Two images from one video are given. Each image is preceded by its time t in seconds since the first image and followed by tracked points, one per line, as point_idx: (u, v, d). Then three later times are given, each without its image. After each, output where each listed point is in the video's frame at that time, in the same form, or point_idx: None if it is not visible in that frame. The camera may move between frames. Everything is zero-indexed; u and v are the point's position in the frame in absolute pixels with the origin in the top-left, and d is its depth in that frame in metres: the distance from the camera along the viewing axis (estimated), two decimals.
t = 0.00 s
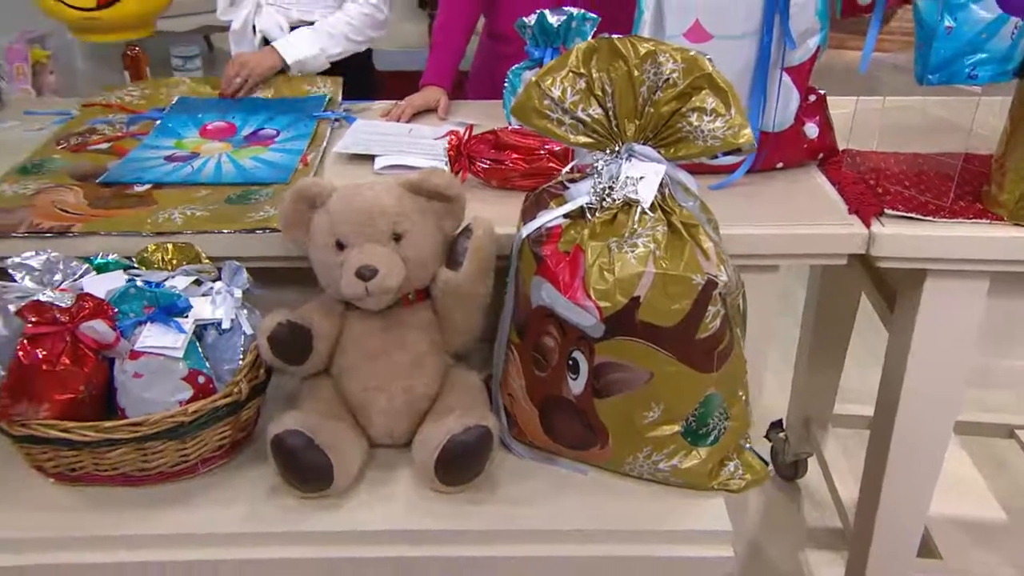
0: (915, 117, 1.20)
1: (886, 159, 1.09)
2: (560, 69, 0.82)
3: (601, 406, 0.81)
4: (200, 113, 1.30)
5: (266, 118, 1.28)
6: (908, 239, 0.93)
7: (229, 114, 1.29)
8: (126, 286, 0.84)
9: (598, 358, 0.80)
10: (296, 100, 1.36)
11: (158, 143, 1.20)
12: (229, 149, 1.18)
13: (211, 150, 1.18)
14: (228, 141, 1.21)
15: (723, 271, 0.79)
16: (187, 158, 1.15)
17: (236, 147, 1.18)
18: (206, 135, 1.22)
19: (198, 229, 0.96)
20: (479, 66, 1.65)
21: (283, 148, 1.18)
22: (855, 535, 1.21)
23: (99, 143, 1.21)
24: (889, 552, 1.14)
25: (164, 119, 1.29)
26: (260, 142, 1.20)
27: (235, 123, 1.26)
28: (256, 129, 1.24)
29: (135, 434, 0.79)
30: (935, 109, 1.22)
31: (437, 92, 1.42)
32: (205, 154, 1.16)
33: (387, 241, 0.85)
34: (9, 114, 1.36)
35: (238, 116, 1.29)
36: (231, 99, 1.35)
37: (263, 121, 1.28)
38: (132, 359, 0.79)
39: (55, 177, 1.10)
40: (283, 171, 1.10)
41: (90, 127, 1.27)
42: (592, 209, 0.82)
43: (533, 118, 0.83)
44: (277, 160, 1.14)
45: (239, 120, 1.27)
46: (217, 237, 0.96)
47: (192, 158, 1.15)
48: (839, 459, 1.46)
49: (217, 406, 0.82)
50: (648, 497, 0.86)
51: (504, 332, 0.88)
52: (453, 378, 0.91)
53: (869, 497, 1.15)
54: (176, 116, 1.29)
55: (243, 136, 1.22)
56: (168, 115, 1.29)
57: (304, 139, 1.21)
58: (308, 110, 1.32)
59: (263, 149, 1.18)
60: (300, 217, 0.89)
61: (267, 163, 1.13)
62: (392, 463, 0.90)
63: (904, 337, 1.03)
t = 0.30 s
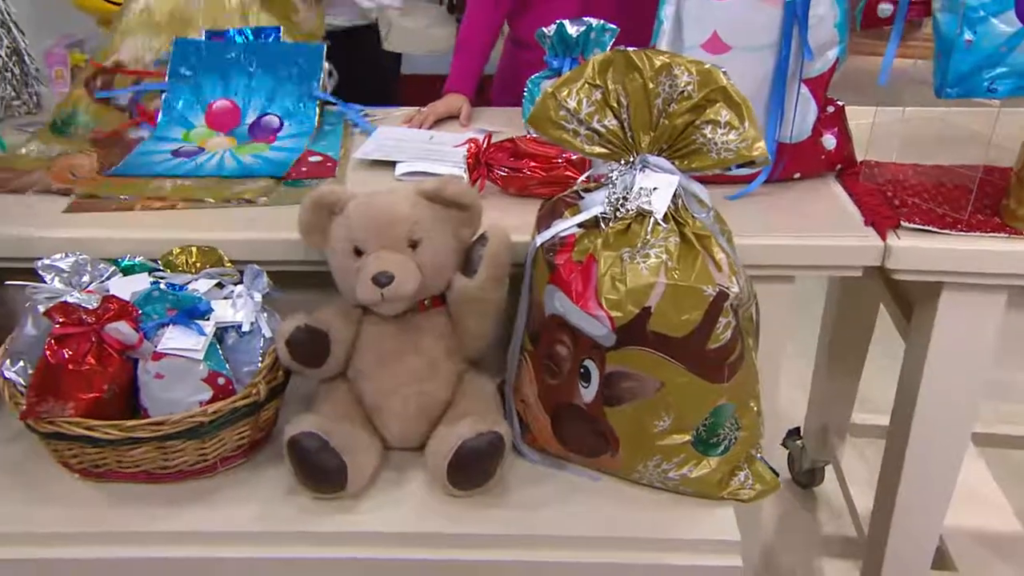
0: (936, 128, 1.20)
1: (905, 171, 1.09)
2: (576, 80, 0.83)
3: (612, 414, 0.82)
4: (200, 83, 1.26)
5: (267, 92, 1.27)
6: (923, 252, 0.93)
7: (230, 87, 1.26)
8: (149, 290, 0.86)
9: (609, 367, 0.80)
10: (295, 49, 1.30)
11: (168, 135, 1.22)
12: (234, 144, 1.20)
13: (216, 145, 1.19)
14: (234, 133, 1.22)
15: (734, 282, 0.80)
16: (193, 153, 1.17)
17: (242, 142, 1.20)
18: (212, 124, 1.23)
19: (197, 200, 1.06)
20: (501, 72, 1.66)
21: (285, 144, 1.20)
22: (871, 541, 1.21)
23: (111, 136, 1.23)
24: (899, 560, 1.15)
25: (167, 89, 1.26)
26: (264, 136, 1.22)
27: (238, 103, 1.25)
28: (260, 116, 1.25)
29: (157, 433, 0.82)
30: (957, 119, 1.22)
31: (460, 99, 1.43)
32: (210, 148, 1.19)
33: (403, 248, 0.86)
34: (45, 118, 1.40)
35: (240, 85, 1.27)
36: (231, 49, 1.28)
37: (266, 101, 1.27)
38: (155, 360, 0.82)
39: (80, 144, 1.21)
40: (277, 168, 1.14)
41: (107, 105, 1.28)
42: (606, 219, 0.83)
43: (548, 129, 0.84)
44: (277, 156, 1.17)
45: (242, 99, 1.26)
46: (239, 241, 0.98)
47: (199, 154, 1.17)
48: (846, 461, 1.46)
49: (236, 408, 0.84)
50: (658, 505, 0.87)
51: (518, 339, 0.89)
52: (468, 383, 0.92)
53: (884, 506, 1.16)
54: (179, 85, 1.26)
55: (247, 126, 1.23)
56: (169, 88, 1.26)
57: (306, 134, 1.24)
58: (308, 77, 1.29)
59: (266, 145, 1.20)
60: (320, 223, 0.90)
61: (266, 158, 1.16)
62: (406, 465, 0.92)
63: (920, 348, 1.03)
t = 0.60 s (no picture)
0: (940, 137, 1.19)
1: (906, 181, 1.08)
2: (571, 90, 0.83)
3: (605, 424, 0.82)
4: (184, 60, 1.24)
5: (251, 69, 1.24)
6: (922, 263, 0.93)
7: (214, 65, 1.24)
8: (148, 293, 0.86)
9: (601, 377, 0.80)
10: (281, 23, 1.25)
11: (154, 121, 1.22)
12: (221, 134, 1.20)
13: (201, 137, 1.20)
14: (219, 119, 1.21)
15: (727, 294, 0.79)
16: (179, 149, 1.18)
17: (227, 133, 1.20)
18: (198, 108, 1.22)
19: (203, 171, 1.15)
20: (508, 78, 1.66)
21: (265, 137, 1.20)
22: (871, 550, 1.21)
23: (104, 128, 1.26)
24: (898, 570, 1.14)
25: (150, 65, 1.23)
26: (247, 126, 1.21)
27: (223, 81, 1.23)
28: (244, 97, 1.23)
29: (153, 438, 0.82)
30: (961, 129, 1.21)
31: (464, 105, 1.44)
32: (194, 143, 1.19)
33: (399, 256, 0.87)
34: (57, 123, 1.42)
35: (223, 61, 1.24)
36: (214, 18, 1.23)
37: (250, 80, 1.24)
38: (151, 365, 0.82)
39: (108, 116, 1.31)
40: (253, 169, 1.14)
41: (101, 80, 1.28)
42: (600, 229, 0.83)
43: (544, 138, 0.84)
44: (255, 155, 1.17)
45: (226, 78, 1.24)
46: (238, 247, 0.98)
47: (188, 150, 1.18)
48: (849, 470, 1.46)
49: (231, 413, 0.85)
50: (651, 516, 0.86)
51: (513, 348, 0.90)
52: (462, 391, 0.92)
53: (883, 515, 1.15)
54: (162, 62, 1.24)
55: (230, 110, 1.22)
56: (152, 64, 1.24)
57: (287, 121, 1.22)
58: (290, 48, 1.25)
59: (247, 138, 1.19)
60: (317, 230, 0.91)
61: (244, 158, 1.16)
62: (401, 472, 0.92)
63: (920, 358, 1.02)
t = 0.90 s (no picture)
0: (929, 145, 1.19)
1: (893, 188, 1.08)
2: (551, 95, 0.83)
3: (581, 431, 0.82)
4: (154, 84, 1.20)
5: (219, 87, 1.19)
6: (904, 271, 0.92)
7: (184, 86, 1.20)
8: (127, 297, 0.87)
9: (577, 384, 0.80)
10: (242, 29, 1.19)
11: (129, 148, 1.20)
12: (197, 162, 1.18)
13: (178, 167, 1.17)
14: (194, 146, 1.19)
15: (704, 302, 0.79)
16: (154, 177, 1.15)
17: (203, 160, 1.18)
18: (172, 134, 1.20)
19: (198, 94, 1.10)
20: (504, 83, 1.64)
21: (246, 165, 1.17)
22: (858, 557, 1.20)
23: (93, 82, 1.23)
24: None
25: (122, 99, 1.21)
26: (225, 152, 1.19)
27: (193, 101, 1.19)
28: (215, 114, 1.19)
29: (129, 441, 0.82)
30: (951, 136, 1.21)
31: (455, 109, 1.44)
32: (172, 172, 1.16)
33: (377, 260, 0.87)
34: (53, 125, 1.43)
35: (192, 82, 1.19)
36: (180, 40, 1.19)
37: (220, 95, 1.19)
38: (128, 369, 0.82)
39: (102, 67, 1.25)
40: (236, 196, 1.10)
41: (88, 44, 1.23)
42: (579, 235, 0.83)
43: (523, 144, 0.84)
44: (237, 183, 1.14)
45: (197, 97, 1.20)
46: (221, 250, 0.98)
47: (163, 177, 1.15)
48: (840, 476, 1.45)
49: (208, 417, 0.85)
50: (628, 523, 0.86)
51: (492, 354, 0.89)
52: (442, 396, 0.92)
53: (870, 522, 1.14)
54: (131, 87, 1.20)
55: (205, 134, 1.19)
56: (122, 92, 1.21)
57: (266, 142, 1.19)
58: (253, 60, 1.19)
59: (228, 169, 1.17)
60: (297, 234, 0.91)
61: (226, 185, 1.13)
62: (380, 477, 0.92)
63: (904, 366, 1.02)
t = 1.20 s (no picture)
0: (926, 149, 1.18)
1: (887, 192, 1.07)
2: (535, 96, 0.83)
3: (561, 433, 0.82)
4: (148, 152, 1.25)
5: (208, 159, 1.23)
6: (893, 276, 0.92)
7: (175, 154, 1.24)
8: (112, 294, 0.87)
9: (557, 385, 0.80)
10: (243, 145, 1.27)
11: (96, 179, 1.16)
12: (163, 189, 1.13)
13: (141, 192, 1.12)
14: (163, 181, 1.15)
15: (684, 305, 0.79)
16: (112, 201, 1.09)
17: (169, 188, 1.13)
18: (146, 174, 1.18)
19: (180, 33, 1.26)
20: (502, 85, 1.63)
21: (213, 193, 1.11)
22: (850, 559, 1.19)
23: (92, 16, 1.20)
24: None
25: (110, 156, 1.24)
26: (194, 184, 1.15)
27: (177, 163, 1.21)
28: (196, 169, 1.20)
29: (111, 437, 0.83)
30: (948, 140, 1.20)
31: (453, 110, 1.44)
32: (133, 196, 1.11)
33: (361, 260, 0.87)
34: (57, 123, 1.44)
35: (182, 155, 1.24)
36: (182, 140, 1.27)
37: (207, 161, 1.22)
38: (111, 365, 0.83)
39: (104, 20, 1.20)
40: (197, 222, 1.02)
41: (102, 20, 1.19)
42: (561, 236, 0.82)
43: (507, 144, 0.84)
44: (200, 206, 1.07)
45: (184, 159, 1.22)
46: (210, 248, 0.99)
47: (119, 200, 1.09)
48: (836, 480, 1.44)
49: (190, 414, 0.85)
50: (608, 526, 0.86)
51: (475, 355, 0.89)
52: (426, 396, 0.92)
53: (862, 527, 1.13)
54: (120, 154, 1.24)
55: (179, 177, 1.17)
56: (113, 155, 1.24)
57: (241, 182, 1.15)
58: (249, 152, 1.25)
59: (192, 195, 1.11)
60: (283, 233, 0.91)
61: (188, 208, 1.07)
62: (363, 476, 0.92)
63: (895, 371, 1.01)
